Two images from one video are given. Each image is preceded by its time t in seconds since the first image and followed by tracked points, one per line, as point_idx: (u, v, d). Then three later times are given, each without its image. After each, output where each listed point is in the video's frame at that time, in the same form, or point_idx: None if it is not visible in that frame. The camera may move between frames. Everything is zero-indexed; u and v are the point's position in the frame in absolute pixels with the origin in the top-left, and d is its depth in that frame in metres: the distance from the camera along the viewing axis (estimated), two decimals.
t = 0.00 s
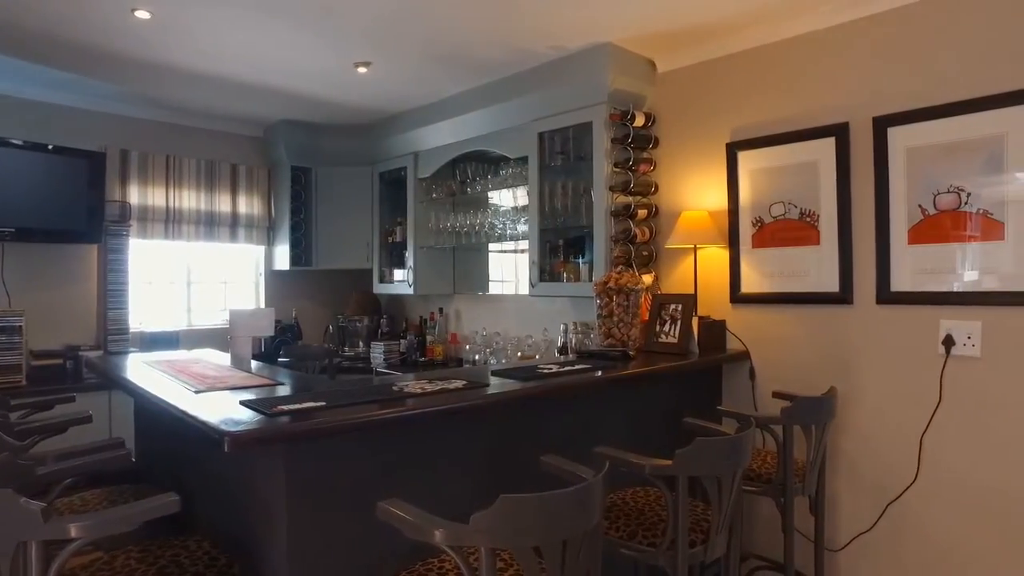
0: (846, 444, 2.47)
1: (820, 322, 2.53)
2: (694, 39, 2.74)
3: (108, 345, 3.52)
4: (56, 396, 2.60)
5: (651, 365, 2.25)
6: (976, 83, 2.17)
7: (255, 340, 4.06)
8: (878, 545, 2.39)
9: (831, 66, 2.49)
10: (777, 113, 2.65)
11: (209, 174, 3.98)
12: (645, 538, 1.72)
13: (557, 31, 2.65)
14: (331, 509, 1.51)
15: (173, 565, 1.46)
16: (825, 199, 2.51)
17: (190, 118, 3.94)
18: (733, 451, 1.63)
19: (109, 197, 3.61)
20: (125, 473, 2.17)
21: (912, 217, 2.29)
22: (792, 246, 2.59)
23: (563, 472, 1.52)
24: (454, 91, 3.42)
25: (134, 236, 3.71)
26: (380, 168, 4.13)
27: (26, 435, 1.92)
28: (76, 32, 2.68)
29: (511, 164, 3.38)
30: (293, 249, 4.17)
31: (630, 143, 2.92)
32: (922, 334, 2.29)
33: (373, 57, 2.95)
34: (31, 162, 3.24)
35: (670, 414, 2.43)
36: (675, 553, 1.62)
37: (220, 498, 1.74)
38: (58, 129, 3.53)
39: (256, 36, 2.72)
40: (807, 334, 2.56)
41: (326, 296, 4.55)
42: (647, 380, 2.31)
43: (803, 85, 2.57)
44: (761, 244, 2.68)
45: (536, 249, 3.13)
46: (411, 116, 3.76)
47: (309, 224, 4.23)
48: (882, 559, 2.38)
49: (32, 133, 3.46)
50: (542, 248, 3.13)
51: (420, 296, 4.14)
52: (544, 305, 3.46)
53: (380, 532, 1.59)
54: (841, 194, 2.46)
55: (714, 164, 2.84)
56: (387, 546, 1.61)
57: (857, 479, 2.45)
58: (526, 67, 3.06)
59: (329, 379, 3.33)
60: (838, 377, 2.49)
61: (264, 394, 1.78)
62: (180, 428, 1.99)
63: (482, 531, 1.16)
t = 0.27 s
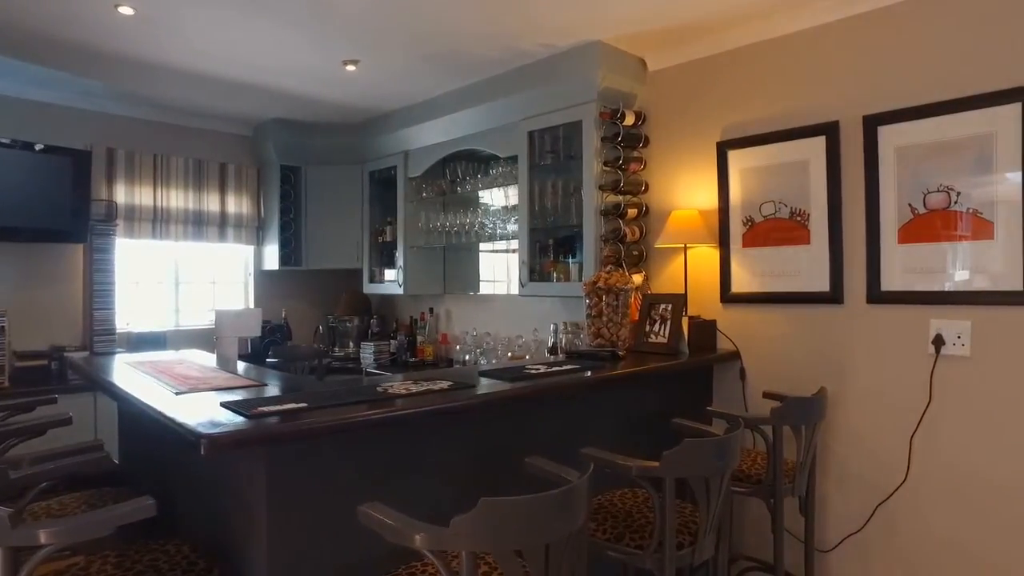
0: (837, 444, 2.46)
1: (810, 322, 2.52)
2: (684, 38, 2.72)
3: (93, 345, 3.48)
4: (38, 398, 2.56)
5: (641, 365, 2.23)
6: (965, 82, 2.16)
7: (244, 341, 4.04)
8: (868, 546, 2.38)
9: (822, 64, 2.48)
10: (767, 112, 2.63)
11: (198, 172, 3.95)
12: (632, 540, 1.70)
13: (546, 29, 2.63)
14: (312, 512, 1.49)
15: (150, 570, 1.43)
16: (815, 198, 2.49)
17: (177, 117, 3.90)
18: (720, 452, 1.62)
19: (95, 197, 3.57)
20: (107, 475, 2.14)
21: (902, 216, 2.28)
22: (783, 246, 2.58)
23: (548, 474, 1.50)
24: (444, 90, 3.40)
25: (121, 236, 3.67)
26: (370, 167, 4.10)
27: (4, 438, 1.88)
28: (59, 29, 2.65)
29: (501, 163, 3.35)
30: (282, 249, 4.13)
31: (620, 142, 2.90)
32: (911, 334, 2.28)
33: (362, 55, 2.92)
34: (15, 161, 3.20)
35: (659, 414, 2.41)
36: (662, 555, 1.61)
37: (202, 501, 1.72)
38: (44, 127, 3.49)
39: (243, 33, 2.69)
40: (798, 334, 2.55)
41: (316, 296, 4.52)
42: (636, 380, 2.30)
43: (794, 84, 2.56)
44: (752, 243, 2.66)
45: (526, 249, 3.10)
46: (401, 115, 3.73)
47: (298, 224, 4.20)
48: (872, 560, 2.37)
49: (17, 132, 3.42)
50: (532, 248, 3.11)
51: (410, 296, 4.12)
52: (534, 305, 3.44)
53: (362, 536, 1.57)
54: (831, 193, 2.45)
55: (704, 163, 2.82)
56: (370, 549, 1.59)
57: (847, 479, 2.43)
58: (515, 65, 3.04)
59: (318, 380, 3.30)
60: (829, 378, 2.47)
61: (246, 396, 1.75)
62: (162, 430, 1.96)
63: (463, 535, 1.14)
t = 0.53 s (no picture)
0: (826, 444, 2.44)
1: (799, 321, 2.50)
2: (673, 35, 2.70)
3: (78, 345, 3.44)
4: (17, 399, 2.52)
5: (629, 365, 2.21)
6: (954, 79, 2.15)
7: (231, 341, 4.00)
8: (857, 547, 2.36)
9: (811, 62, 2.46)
10: (756, 110, 2.61)
11: (185, 171, 3.91)
12: (617, 542, 1.67)
13: (534, 26, 2.61)
14: (289, 515, 1.46)
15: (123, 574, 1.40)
16: (804, 196, 2.48)
17: (164, 114, 3.86)
18: (706, 453, 1.59)
19: (79, 195, 3.52)
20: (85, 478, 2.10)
21: (891, 214, 2.27)
22: (772, 244, 2.56)
23: (530, 476, 1.48)
24: (433, 88, 3.37)
25: (107, 235, 3.62)
26: (359, 166, 4.07)
27: None
28: (40, 24, 2.60)
29: (490, 162, 3.33)
30: (270, 249, 4.10)
31: (609, 140, 2.88)
32: (900, 333, 2.26)
33: (349, 52, 2.89)
34: None
35: (647, 414, 2.39)
36: (647, 557, 1.58)
37: (179, 504, 1.68)
38: (27, 125, 3.44)
39: (227, 30, 2.65)
40: (787, 333, 2.53)
41: (305, 296, 4.48)
42: (623, 380, 2.27)
43: (782, 82, 2.54)
44: (741, 242, 2.64)
45: (515, 248, 3.08)
46: (390, 113, 3.70)
47: (287, 223, 4.16)
48: (861, 561, 2.35)
49: None
50: (520, 246, 3.09)
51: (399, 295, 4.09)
52: (523, 305, 3.42)
53: (341, 539, 1.54)
54: (820, 192, 2.43)
55: (693, 161, 2.80)
56: (350, 552, 1.56)
57: (836, 480, 2.42)
58: (504, 63, 3.02)
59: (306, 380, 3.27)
60: (818, 377, 2.46)
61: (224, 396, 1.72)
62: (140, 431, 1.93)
63: (439, 539, 1.12)
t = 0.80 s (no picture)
0: (815, 444, 2.43)
1: (788, 321, 2.49)
2: (662, 33, 2.68)
3: (63, 346, 3.40)
4: None
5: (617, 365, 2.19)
6: (943, 78, 2.14)
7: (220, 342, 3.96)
8: (847, 548, 2.35)
9: (800, 60, 2.45)
10: (745, 108, 2.60)
11: (173, 170, 3.87)
12: (603, 545, 1.65)
13: (523, 24, 2.59)
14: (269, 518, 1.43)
15: None
16: (793, 195, 2.46)
17: (152, 112, 3.82)
18: (693, 455, 1.57)
19: (64, 193, 3.48)
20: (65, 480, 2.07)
21: (881, 213, 2.26)
22: (761, 244, 2.55)
23: (514, 478, 1.46)
24: (423, 86, 3.35)
25: (93, 234, 3.58)
26: (349, 165, 4.04)
27: None
28: (22, 20, 2.57)
29: (479, 161, 3.31)
30: (260, 248, 4.07)
31: (598, 139, 2.86)
32: (891, 333, 2.25)
33: (337, 50, 2.86)
34: None
35: (636, 415, 2.37)
36: (633, 560, 1.56)
37: (158, 507, 1.66)
38: (12, 122, 3.40)
39: (212, 27, 2.63)
40: (777, 333, 2.52)
41: (295, 296, 4.45)
42: (612, 380, 2.25)
43: (772, 80, 2.53)
44: (731, 241, 2.63)
45: (504, 247, 3.06)
46: (380, 112, 3.68)
47: (276, 223, 4.13)
48: (851, 561, 2.34)
49: None
50: (510, 246, 3.07)
51: (389, 295, 4.06)
52: (513, 304, 3.40)
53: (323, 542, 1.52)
54: (809, 191, 2.42)
55: (683, 160, 2.79)
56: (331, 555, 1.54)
57: (825, 480, 2.40)
58: (493, 60, 2.99)
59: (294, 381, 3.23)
60: (808, 377, 2.44)
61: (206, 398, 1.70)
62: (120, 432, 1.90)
63: (418, 543, 1.10)
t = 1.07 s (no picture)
0: (807, 445, 2.42)
1: (780, 321, 2.48)
2: (654, 32, 2.67)
3: (50, 347, 3.37)
4: None
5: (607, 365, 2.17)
6: (934, 78, 2.13)
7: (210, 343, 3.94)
8: (838, 549, 2.34)
9: (791, 59, 2.44)
10: (737, 108, 2.59)
11: (163, 169, 3.85)
12: (592, 547, 1.64)
13: (513, 23, 2.57)
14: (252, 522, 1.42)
15: None
16: (785, 195, 2.45)
17: (142, 111, 3.79)
18: (681, 456, 1.56)
19: (52, 193, 3.45)
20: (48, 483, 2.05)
21: (872, 213, 2.25)
22: (753, 244, 2.54)
23: (502, 481, 1.44)
24: (414, 85, 3.33)
25: (82, 234, 3.55)
26: (340, 165, 4.02)
27: None
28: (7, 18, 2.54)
29: (471, 161, 3.29)
30: (251, 248, 4.04)
31: (590, 138, 2.85)
32: (882, 334, 2.24)
33: (327, 49, 2.84)
34: None
35: (627, 415, 2.36)
36: (622, 562, 1.55)
37: (140, 510, 1.64)
38: None
39: (201, 25, 2.60)
40: (768, 333, 2.51)
41: (287, 296, 4.43)
42: (603, 381, 2.24)
43: (763, 80, 2.52)
44: (722, 241, 2.62)
45: (495, 247, 3.05)
46: (372, 111, 3.66)
47: (268, 223, 4.11)
48: (842, 562, 2.33)
49: None
50: (501, 246, 3.06)
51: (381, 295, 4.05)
52: (505, 304, 3.39)
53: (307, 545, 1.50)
54: (800, 191, 2.41)
55: (675, 159, 2.78)
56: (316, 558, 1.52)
57: (817, 481, 2.40)
58: (485, 60, 2.98)
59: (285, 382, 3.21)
60: (799, 378, 2.43)
61: (193, 399, 1.68)
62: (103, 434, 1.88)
63: (400, 547, 1.08)
